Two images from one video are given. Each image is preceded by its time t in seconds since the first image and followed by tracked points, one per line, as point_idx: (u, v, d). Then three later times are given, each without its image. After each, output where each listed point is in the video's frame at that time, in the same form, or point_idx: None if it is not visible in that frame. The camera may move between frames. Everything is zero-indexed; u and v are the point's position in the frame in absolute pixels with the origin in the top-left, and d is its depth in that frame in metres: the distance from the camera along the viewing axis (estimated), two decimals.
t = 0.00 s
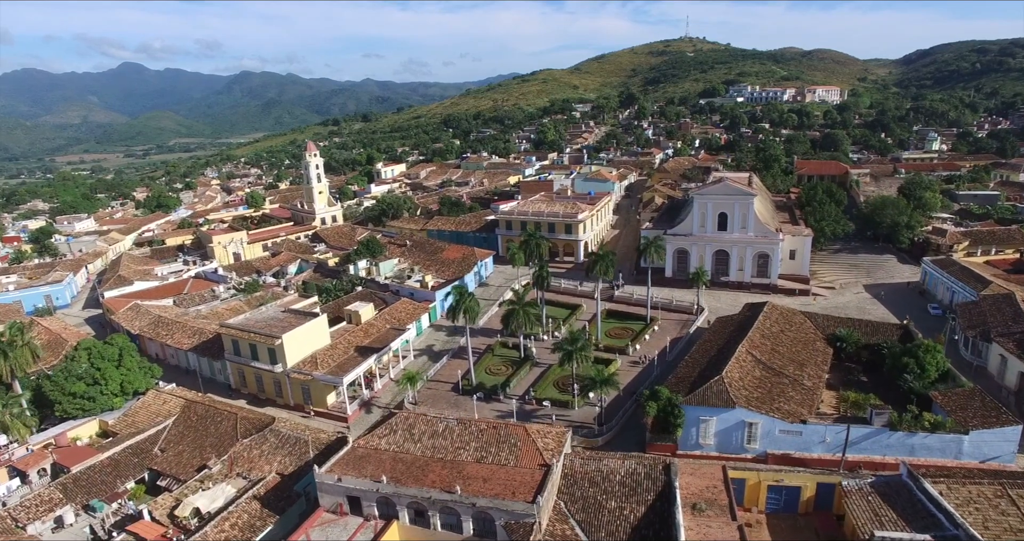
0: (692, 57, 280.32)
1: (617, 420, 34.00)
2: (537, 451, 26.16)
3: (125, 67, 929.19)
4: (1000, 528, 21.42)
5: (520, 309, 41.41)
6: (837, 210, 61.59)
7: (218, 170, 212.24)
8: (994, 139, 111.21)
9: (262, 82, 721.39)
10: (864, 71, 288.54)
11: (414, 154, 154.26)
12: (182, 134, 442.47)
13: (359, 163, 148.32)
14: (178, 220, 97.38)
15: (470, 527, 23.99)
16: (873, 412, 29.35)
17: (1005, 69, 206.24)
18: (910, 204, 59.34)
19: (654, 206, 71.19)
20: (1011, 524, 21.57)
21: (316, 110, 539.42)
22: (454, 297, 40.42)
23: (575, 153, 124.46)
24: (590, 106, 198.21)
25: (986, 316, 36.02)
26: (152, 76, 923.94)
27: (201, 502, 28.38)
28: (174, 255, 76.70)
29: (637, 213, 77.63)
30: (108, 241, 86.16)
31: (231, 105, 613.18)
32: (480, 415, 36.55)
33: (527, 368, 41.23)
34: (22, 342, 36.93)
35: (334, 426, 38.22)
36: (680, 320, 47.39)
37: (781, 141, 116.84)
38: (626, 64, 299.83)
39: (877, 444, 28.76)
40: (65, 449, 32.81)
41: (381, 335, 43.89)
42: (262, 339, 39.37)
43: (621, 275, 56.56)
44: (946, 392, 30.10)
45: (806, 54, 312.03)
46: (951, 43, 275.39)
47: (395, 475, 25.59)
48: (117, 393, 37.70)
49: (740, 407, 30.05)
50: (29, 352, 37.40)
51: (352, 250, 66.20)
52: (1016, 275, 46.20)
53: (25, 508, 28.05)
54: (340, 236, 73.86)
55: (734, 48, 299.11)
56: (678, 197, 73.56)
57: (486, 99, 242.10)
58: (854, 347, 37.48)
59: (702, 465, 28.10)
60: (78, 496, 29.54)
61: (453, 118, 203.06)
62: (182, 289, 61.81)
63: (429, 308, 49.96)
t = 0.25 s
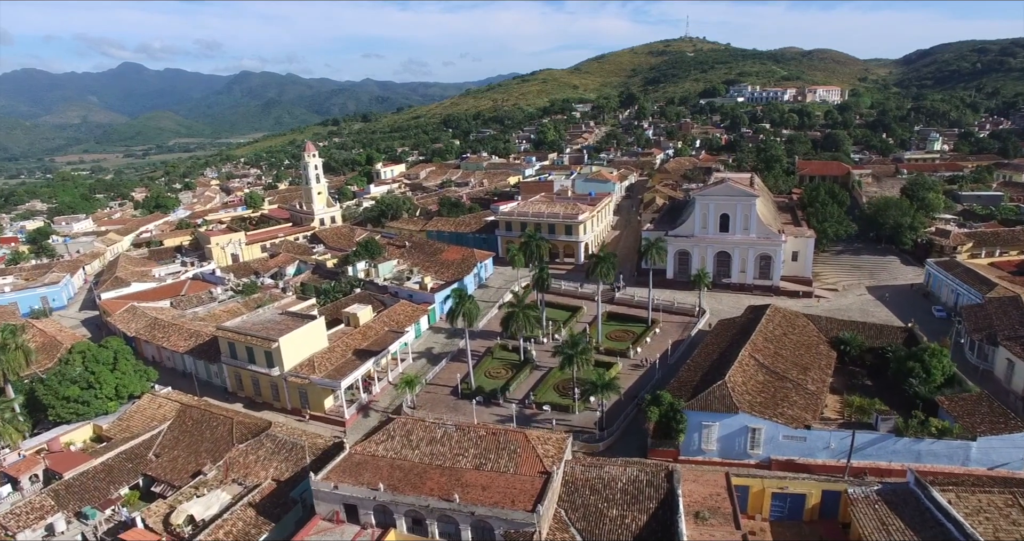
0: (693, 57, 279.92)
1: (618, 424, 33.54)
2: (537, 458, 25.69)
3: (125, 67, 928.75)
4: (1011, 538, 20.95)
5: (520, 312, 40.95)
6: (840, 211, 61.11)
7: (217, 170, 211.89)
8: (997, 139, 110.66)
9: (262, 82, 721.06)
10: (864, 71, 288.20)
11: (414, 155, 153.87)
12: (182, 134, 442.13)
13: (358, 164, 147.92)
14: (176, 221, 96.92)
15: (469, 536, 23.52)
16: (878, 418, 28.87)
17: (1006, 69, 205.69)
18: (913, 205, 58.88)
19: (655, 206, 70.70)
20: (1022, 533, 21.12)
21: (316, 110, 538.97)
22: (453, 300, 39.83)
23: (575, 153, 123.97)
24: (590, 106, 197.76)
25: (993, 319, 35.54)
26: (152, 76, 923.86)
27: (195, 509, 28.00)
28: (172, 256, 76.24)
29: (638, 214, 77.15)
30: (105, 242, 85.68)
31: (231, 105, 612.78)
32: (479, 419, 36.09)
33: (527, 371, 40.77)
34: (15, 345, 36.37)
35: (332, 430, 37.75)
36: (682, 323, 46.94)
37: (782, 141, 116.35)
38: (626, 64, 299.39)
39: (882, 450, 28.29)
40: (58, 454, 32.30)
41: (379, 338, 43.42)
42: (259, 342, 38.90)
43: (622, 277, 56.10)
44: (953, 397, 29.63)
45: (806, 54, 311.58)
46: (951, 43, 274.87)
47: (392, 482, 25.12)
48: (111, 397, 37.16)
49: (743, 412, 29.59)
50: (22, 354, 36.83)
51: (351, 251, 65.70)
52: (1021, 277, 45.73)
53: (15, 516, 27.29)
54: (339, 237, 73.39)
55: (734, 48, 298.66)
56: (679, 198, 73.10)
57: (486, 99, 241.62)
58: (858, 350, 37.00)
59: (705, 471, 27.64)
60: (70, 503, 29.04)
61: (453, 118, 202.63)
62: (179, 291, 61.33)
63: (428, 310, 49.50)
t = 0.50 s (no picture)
0: (693, 57, 279.43)
1: (619, 430, 33.00)
2: (537, 467, 25.14)
3: (125, 67, 928.01)
4: None
5: (520, 315, 40.38)
6: (842, 212, 60.59)
7: (216, 170, 211.03)
8: (999, 139, 110.18)
9: (261, 82, 720.39)
10: (865, 71, 287.73)
11: (413, 155, 153.28)
12: (182, 134, 441.65)
13: (358, 164, 147.38)
14: (174, 222, 96.33)
15: None
16: (885, 425, 28.29)
17: (1007, 69, 205.30)
18: (917, 207, 58.31)
19: (656, 208, 70.14)
20: None
21: (316, 110, 538.41)
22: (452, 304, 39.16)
23: (575, 153, 123.39)
24: (590, 106, 197.19)
25: (1000, 323, 35.00)
26: (152, 76, 923.39)
27: (189, 518, 27.33)
28: (170, 258, 75.68)
29: (638, 215, 76.65)
30: (102, 243, 85.11)
31: (231, 106, 612.26)
32: (478, 425, 35.52)
33: (527, 376, 40.22)
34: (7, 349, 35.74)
35: (328, 436, 37.18)
36: (683, 326, 46.41)
37: (783, 141, 115.83)
38: (626, 64, 298.93)
39: (890, 458, 27.70)
40: (49, 461, 31.71)
41: (377, 342, 42.87)
42: (255, 346, 38.33)
43: (623, 279, 55.52)
44: (961, 404, 29.08)
45: (806, 54, 311.24)
46: (951, 43, 274.52)
47: (388, 492, 24.54)
48: (105, 402, 36.52)
49: (747, 419, 29.02)
50: (14, 359, 36.20)
51: (349, 252, 65.13)
52: None
53: (3, 526, 26.76)
54: (337, 238, 72.81)
55: (734, 48, 298.22)
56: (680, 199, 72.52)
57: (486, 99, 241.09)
58: (863, 354, 36.41)
59: (708, 480, 27.08)
60: (61, 511, 28.47)
61: (452, 119, 202.09)
62: (176, 293, 60.77)
63: (426, 313, 48.94)
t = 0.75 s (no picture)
0: (693, 57, 278.96)
1: (621, 436, 32.54)
2: (537, 474, 24.70)
3: (125, 67, 927.20)
4: None
5: (520, 318, 39.90)
6: (845, 213, 60.13)
7: (215, 171, 210.48)
8: (1001, 139, 109.70)
9: (261, 82, 719.79)
10: (865, 71, 287.30)
11: (413, 155, 152.81)
12: (181, 134, 441.15)
13: (357, 164, 146.92)
14: (172, 222, 95.79)
15: None
16: (892, 431, 27.79)
17: (1007, 69, 204.90)
18: (920, 208, 57.82)
19: (657, 208, 69.69)
20: None
21: (315, 110, 537.98)
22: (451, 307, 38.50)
23: (576, 154, 122.91)
24: (590, 106, 196.63)
25: (1007, 327, 34.52)
26: (152, 76, 922.71)
27: (183, 526, 26.76)
28: (168, 259, 75.21)
29: (639, 216, 76.19)
30: (100, 244, 84.64)
31: (231, 106, 611.72)
32: (478, 429, 35.05)
33: (527, 379, 39.75)
34: None
35: (326, 441, 36.70)
36: (685, 329, 45.95)
37: (784, 142, 115.32)
38: (626, 64, 298.49)
39: (896, 464, 27.23)
40: (41, 467, 31.21)
41: (375, 345, 42.41)
42: (252, 350, 37.85)
43: (624, 281, 55.06)
44: (969, 409, 28.59)
45: (806, 54, 310.84)
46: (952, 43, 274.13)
47: (386, 500, 24.06)
48: (99, 407, 35.99)
49: (751, 424, 28.55)
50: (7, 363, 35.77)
51: (348, 254, 64.66)
52: None
53: None
54: (336, 239, 72.30)
55: (734, 48, 297.80)
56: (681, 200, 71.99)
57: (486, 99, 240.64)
58: (867, 358, 35.91)
59: (712, 487, 26.61)
60: (53, 519, 27.96)
61: (452, 119, 201.61)
62: (173, 295, 60.38)
63: (426, 316, 48.48)
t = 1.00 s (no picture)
0: (693, 57, 278.61)
1: (622, 441, 32.06)
2: (538, 482, 24.25)
3: (124, 67, 926.16)
4: None
5: (520, 321, 39.42)
6: (847, 214, 59.66)
7: (215, 171, 209.96)
8: (1002, 140, 109.23)
9: (261, 82, 719.12)
10: (865, 71, 286.77)
11: (413, 156, 152.35)
12: (181, 134, 440.70)
13: (357, 164, 146.44)
14: (170, 223, 95.28)
15: None
16: (898, 437, 27.26)
17: (1008, 69, 204.50)
18: (923, 209, 57.36)
19: (658, 209, 69.23)
20: None
21: (315, 110, 537.43)
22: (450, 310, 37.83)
23: (576, 154, 122.40)
24: (590, 106, 196.05)
25: (1014, 330, 34.03)
26: (152, 76, 922.11)
27: (177, 534, 26.13)
28: (165, 261, 74.74)
29: (640, 216, 75.73)
30: (97, 245, 84.13)
31: (230, 106, 611.23)
32: (477, 434, 34.57)
33: (527, 383, 39.27)
34: None
35: (323, 446, 36.21)
36: (687, 331, 45.48)
37: (785, 142, 114.85)
38: (626, 64, 298.06)
39: (903, 471, 26.75)
40: (33, 473, 30.67)
41: (374, 348, 41.94)
42: (249, 354, 37.36)
43: (625, 282, 54.60)
44: (977, 414, 28.10)
45: (806, 54, 310.45)
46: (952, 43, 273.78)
47: (383, 509, 23.57)
48: (94, 411, 35.42)
49: (755, 430, 28.07)
50: None
51: (346, 255, 64.17)
52: None
53: None
54: (334, 241, 71.82)
55: (734, 49, 297.38)
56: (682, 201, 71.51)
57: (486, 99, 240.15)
58: (872, 362, 35.41)
59: (715, 495, 26.14)
60: (44, 527, 27.43)
61: (452, 119, 201.12)
62: (170, 297, 60.00)
63: (424, 318, 47.99)
